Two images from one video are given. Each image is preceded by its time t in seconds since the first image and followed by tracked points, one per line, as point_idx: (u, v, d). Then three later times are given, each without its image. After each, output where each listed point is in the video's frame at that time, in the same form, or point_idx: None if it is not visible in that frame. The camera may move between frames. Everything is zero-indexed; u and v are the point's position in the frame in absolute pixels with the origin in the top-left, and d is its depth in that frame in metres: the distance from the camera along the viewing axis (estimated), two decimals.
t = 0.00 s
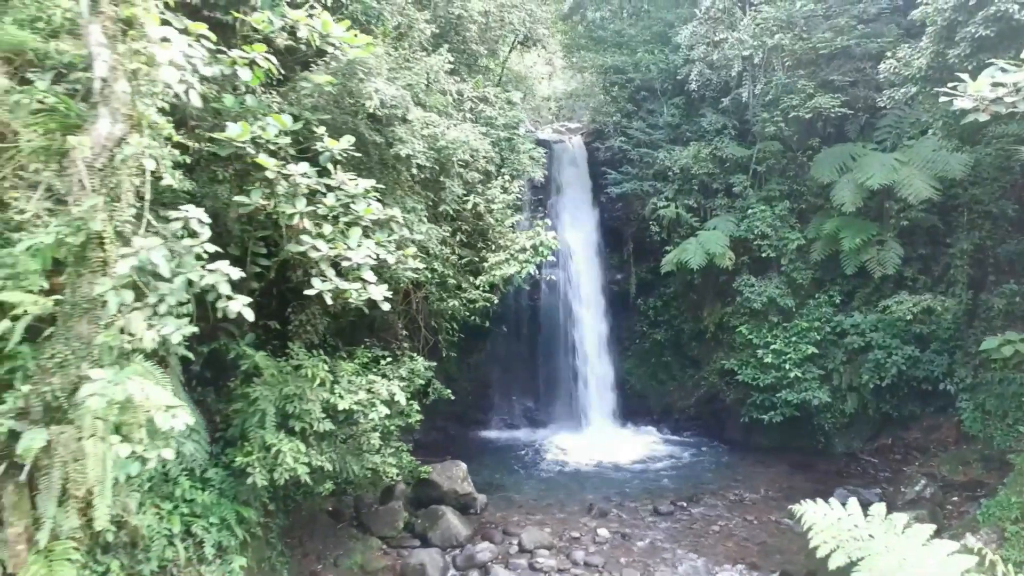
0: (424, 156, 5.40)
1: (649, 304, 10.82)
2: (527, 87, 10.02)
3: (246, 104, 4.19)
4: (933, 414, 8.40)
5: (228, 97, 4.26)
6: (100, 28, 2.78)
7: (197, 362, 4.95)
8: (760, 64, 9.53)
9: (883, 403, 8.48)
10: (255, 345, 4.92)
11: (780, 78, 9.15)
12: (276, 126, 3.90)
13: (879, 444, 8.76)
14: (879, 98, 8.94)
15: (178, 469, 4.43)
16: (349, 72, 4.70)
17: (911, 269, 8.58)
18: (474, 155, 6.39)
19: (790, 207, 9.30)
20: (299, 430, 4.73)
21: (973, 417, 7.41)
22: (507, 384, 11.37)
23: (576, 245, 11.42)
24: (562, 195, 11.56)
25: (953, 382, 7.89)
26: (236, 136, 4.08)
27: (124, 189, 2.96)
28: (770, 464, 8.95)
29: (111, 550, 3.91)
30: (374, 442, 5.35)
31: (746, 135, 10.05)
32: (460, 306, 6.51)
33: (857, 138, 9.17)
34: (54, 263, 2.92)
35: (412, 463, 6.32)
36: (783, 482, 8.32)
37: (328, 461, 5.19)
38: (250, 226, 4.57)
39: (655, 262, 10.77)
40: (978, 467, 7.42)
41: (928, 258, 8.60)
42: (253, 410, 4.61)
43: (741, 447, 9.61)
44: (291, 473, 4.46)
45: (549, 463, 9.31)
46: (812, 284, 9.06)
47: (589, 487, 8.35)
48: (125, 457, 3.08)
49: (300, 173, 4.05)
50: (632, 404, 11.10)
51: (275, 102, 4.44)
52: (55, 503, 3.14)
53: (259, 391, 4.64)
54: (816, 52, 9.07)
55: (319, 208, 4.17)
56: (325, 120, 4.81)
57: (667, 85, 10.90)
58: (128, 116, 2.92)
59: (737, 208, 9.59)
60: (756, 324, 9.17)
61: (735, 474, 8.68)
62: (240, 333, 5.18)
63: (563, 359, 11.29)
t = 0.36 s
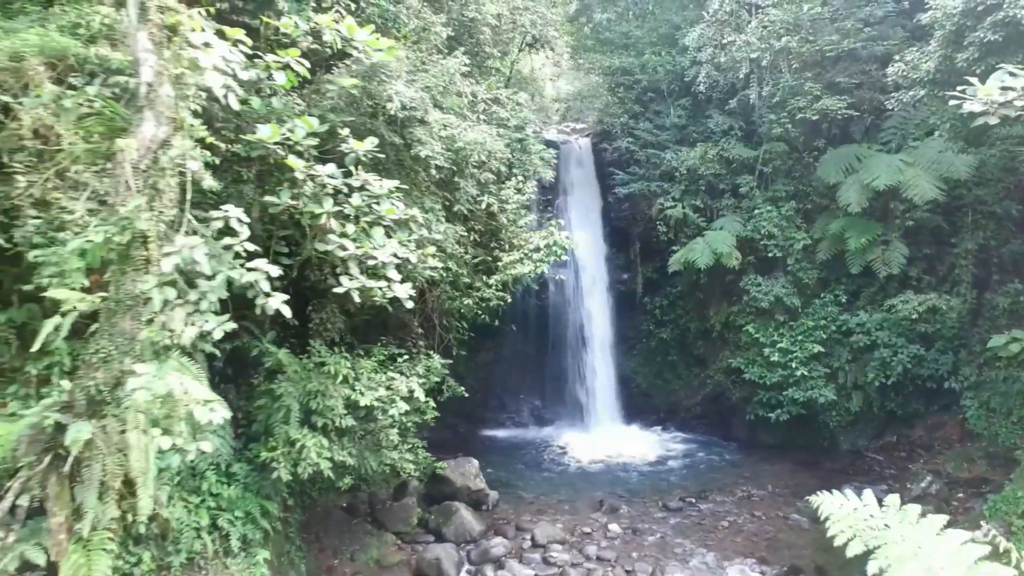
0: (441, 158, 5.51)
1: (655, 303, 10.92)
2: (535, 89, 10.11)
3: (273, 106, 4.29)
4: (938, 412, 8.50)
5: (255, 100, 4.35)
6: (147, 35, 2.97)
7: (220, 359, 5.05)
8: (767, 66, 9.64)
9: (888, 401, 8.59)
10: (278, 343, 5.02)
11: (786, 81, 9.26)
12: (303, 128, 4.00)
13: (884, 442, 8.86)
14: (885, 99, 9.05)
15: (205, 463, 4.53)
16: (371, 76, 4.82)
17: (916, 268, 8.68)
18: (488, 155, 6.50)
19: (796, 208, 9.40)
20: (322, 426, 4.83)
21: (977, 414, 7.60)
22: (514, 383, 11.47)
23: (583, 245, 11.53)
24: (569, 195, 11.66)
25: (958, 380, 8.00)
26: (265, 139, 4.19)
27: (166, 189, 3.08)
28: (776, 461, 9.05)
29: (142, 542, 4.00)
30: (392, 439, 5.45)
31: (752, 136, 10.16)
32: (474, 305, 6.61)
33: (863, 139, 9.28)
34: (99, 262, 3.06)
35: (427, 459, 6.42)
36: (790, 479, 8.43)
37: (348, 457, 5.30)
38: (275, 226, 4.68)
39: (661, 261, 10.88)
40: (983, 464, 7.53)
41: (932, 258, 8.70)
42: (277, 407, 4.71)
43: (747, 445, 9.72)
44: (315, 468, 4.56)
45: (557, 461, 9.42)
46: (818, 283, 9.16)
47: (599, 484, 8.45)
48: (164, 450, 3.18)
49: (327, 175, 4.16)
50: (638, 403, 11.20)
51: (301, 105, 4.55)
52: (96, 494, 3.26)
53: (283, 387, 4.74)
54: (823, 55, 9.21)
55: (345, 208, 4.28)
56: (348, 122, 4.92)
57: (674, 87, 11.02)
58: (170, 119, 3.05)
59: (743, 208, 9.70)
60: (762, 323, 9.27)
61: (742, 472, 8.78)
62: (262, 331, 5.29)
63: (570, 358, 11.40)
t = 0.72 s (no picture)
0: (459, 159, 5.59)
1: (662, 303, 11.01)
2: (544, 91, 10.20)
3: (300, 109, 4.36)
4: (943, 411, 8.58)
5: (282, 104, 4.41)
6: (189, 41, 3.05)
7: (243, 357, 5.13)
8: (775, 69, 9.73)
9: (894, 401, 8.67)
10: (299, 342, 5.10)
11: (794, 83, 9.35)
12: (328, 131, 4.06)
13: (889, 441, 8.94)
14: (891, 102, 9.14)
15: (229, 459, 4.62)
16: (392, 80, 4.90)
17: (922, 269, 8.77)
18: (503, 157, 6.59)
19: (803, 209, 9.49)
20: (342, 424, 4.90)
21: (984, 413, 7.66)
22: (522, 382, 11.55)
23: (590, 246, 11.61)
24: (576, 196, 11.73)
25: (963, 379, 8.08)
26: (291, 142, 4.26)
27: (206, 191, 3.19)
28: (783, 460, 9.14)
29: (170, 537, 4.07)
30: (409, 437, 5.52)
31: (759, 138, 10.25)
32: (488, 305, 6.70)
33: (869, 141, 9.36)
34: (138, 263, 3.16)
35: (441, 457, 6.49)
36: (797, 478, 8.50)
37: (367, 455, 5.37)
38: (298, 227, 4.76)
39: (669, 262, 10.96)
40: (989, 463, 7.61)
41: (938, 259, 8.78)
42: (300, 405, 4.79)
43: (753, 445, 9.80)
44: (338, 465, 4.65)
45: (567, 460, 9.50)
46: (824, 284, 9.25)
47: (609, 483, 8.52)
48: (200, 446, 3.27)
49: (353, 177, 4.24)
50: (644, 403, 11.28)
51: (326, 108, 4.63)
52: (132, 489, 3.34)
53: (306, 385, 4.82)
54: (831, 58, 9.28)
55: (369, 210, 4.36)
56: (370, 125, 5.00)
57: (681, 89, 11.12)
58: (209, 124, 3.13)
59: (750, 210, 9.79)
60: (769, 323, 9.35)
61: (750, 470, 8.86)
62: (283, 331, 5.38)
63: (578, 358, 11.50)
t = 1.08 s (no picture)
0: (478, 161, 5.66)
1: (669, 303, 11.10)
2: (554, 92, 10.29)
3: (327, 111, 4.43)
4: (950, 411, 8.65)
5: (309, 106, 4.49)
6: (230, 46, 3.15)
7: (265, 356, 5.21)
8: (784, 71, 9.80)
9: (901, 400, 8.75)
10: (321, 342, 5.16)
11: (803, 86, 9.43)
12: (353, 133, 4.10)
13: (896, 440, 9.00)
14: (899, 104, 9.22)
15: (254, 456, 4.69)
16: (414, 82, 4.97)
17: (929, 269, 8.83)
18: (518, 158, 6.66)
19: (811, 210, 9.56)
20: (365, 422, 4.97)
21: (991, 413, 7.74)
22: (530, 382, 11.63)
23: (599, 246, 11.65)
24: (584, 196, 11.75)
25: (970, 379, 8.14)
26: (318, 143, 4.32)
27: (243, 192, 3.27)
28: (791, 459, 9.22)
29: (199, 533, 4.14)
30: (428, 435, 5.59)
31: (767, 139, 10.34)
32: (503, 305, 6.77)
33: (876, 143, 9.42)
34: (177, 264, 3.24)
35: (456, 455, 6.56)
36: (805, 477, 8.57)
37: (387, 453, 5.43)
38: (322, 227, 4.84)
39: (676, 262, 11.04)
40: (997, 461, 7.68)
41: (944, 260, 8.85)
42: (324, 403, 4.86)
43: (760, 444, 9.88)
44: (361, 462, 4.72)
45: (577, 458, 9.56)
46: (832, 284, 9.32)
47: (619, 481, 8.59)
48: (235, 442, 3.35)
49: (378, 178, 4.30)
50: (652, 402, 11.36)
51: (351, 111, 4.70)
52: (168, 484, 3.42)
53: (330, 384, 4.89)
54: (840, 61, 9.34)
55: (394, 210, 4.42)
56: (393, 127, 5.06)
57: (689, 91, 11.21)
58: (247, 127, 3.22)
59: (758, 210, 9.88)
60: (777, 323, 9.43)
61: (758, 469, 8.93)
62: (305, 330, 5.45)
63: (587, 357, 11.56)
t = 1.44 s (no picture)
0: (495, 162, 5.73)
1: (676, 303, 11.18)
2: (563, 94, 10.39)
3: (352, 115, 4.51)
4: (956, 410, 8.71)
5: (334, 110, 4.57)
6: (268, 52, 3.33)
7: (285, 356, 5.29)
8: (793, 73, 9.88)
9: (907, 399, 8.82)
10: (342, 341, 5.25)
11: (811, 87, 9.51)
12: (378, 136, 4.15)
13: (902, 439, 9.07)
14: (906, 105, 9.29)
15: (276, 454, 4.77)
16: (435, 85, 5.05)
17: (935, 270, 8.89)
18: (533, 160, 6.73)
19: (818, 211, 9.62)
20: (384, 420, 5.04)
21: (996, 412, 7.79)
22: (537, 382, 11.71)
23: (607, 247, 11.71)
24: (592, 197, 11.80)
25: (977, 378, 8.21)
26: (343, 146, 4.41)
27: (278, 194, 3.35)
28: (797, 458, 9.30)
29: (223, 529, 4.22)
30: (444, 434, 5.66)
31: (774, 140, 10.42)
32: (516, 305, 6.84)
33: (883, 144, 9.49)
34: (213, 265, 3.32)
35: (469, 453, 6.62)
36: (811, 475, 8.65)
37: (405, 451, 5.50)
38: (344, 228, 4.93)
39: (683, 262, 11.13)
40: (1003, 460, 7.74)
41: (950, 260, 8.92)
42: (345, 401, 4.94)
43: (767, 443, 9.95)
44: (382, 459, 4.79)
45: (585, 457, 9.65)
46: (839, 284, 9.39)
47: (628, 480, 8.67)
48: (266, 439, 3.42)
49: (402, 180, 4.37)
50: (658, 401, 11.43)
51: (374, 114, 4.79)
52: (200, 479, 3.51)
53: (351, 383, 4.97)
54: (847, 64, 9.47)
55: (416, 211, 4.49)
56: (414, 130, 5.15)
57: (696, 92, 11.29)
58: (282, 131, 3.33)
59: (765, 211, 9.97)
60: (784, 323, 9.50)
61: (765, 467, 9.00)
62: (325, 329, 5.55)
63: (594, 357, 11.65)
